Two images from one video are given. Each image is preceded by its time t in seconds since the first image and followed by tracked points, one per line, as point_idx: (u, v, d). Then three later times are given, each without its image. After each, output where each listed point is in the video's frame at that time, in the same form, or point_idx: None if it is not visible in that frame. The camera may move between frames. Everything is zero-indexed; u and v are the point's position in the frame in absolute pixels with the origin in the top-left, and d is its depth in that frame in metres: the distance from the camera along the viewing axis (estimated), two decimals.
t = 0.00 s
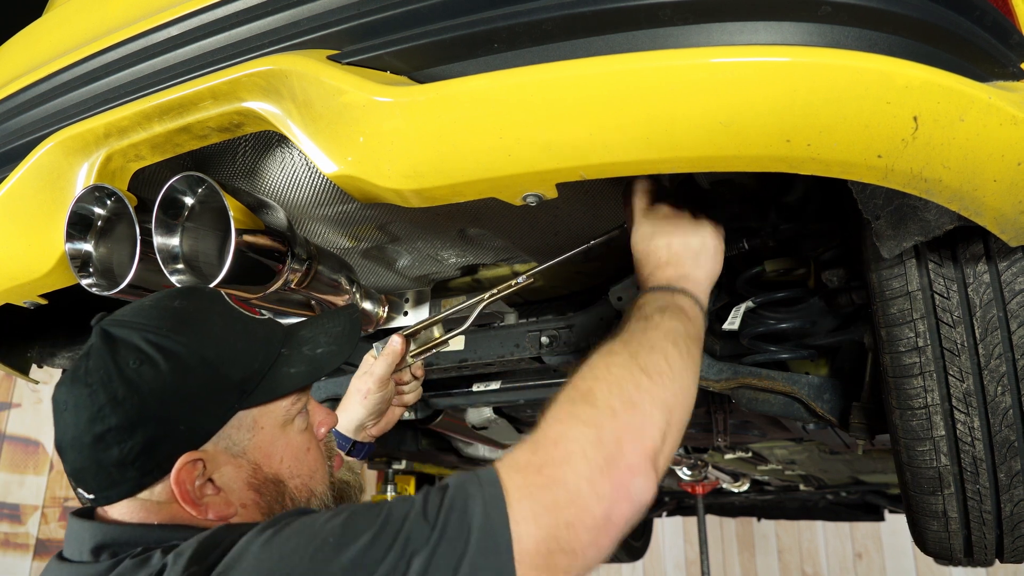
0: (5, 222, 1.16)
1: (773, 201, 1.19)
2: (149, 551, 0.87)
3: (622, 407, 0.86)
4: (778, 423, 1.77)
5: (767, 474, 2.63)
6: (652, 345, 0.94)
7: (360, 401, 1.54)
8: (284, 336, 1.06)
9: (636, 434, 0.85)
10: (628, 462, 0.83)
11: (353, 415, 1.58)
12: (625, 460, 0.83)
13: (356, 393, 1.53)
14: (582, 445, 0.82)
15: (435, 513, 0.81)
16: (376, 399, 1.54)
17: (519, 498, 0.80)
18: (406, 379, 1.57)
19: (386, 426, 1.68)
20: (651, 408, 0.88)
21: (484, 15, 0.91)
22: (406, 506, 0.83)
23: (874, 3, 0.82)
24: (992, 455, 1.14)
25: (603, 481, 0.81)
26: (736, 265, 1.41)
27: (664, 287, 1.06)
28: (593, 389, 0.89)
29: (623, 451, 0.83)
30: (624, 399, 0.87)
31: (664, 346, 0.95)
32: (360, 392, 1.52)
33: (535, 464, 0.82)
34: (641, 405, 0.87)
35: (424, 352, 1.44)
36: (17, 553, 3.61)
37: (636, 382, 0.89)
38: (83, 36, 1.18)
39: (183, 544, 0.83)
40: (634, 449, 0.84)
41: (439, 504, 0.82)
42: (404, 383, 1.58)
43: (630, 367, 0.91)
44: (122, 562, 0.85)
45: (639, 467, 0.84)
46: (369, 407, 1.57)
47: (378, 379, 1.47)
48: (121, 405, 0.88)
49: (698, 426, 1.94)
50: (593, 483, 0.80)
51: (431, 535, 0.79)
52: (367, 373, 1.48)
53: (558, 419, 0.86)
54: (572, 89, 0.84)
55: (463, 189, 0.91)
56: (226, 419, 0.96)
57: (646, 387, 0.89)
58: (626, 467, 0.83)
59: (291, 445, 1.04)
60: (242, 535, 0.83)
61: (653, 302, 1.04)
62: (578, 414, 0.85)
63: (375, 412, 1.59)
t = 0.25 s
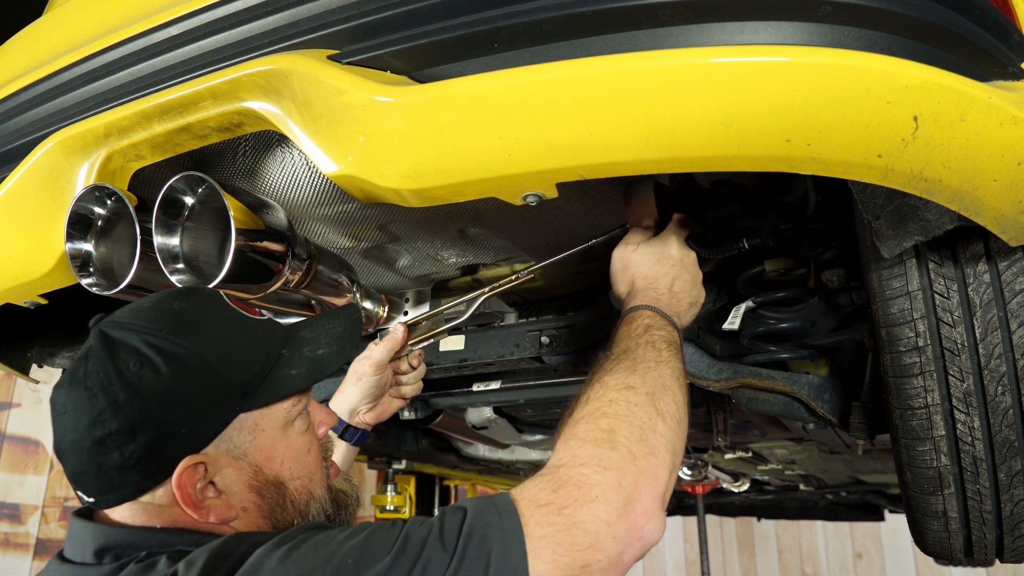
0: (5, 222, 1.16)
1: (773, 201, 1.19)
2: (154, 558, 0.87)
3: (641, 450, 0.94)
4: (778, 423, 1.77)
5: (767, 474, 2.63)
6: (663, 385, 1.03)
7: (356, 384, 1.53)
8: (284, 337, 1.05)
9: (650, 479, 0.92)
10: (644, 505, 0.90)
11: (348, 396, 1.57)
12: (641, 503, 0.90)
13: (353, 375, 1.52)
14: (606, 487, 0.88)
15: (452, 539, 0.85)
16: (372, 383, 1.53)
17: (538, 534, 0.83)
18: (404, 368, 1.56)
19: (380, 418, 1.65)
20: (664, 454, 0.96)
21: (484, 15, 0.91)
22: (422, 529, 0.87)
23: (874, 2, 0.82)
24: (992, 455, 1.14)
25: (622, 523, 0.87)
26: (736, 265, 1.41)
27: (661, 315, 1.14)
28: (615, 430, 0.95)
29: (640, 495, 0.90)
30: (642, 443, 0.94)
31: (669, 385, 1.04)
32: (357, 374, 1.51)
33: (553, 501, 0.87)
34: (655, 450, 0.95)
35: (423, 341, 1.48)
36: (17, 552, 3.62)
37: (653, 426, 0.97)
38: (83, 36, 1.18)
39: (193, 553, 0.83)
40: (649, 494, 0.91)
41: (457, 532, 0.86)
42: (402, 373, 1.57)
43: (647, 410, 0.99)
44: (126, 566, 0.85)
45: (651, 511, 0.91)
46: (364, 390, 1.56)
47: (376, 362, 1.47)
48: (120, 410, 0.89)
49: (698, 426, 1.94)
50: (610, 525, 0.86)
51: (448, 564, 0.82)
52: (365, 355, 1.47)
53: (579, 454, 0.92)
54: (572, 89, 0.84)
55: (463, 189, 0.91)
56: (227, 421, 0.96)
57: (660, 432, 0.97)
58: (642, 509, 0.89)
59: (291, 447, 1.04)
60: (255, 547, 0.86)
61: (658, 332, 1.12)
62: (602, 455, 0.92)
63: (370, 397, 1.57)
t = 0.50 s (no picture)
0: (5, 222, 1.16)
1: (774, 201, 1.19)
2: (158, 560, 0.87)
3: (638, 453, 0.96)
4: (778, 423, 1.77)
5: (767, 475, 2.63)
6: (653, 387, 1.05)
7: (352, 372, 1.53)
8: (284, 340, 1.06)
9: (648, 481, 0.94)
10: (644, 509, 0.92)
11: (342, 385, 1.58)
12: (641, 505, 0.92)
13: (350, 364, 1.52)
14: (610, 491, 0.89)
15: (460, 541, 0.85)
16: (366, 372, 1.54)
17: (544, 538, 0.84)
18: (399, 359, 1.55)
19: (374, 408, 1.65)
20: (658, 455, 0.98)
21: (484, 15, 0.91)
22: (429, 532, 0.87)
23: (874, 3, 0.82)
24: (992, 455, 1.14)
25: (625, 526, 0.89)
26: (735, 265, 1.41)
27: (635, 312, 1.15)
28: (613, 432, 0.97)
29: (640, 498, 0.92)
30: (639, 445, 0.96)
31: (657, 387, 1.06)
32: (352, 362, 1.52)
33: (559, 505, 0.88)
34: (651, 452, 0.97)
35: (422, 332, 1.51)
36: (17, 552, 3.62)
37: (647, 428, 0.99)
38: (83, 36, 1.18)
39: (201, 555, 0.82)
40: (648, 496, 0.93)
41: (464, 533, 0.86)
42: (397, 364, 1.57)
43: (641, 412, 1.00)
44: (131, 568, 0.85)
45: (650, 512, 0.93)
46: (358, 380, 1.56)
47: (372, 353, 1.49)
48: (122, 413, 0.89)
49: (698, 426, 1.94)
50: (615, 528, 0.88)
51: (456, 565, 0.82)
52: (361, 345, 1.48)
53: (581, 459, 0.94)
54: (572, 89, 0.84)
55: (463, 189, 0.91)
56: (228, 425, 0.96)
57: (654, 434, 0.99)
58: (643, 513, 0.92)
59: (291, 448, 1.04)
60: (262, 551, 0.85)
61: (639, 331, 1.12)
62: (603, 459, 0.93)
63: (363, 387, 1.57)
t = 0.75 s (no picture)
0: (5, 222, 1.16)
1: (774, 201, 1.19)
2: (152, 568, 0.90)
3: (632, 470, 1.00)
4: (778, 423, 1.77)
5: (767, 474, 2.63)
6: (647, 404, 1.09)
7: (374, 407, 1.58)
8: (275, 347, 1.11)
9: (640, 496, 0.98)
10: (636, 525, 0.97)
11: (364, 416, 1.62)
12: (633, 521, 0.97)
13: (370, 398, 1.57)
14: (604, 509, 0.94)
15: (455, 554, 0.89)
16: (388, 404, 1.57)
17: (540, 556, 0.89)
18: (421, 388, 1.56)
19: (398, 438, 1.67)
20: (651, 471, 1.02)
21: (484, 15, 0.91)
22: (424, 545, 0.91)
23: (874, 3, 0.82)
24: (992, 455, 1.14)
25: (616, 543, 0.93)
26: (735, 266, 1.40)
27: (633, 324, 1.18)
28: (608, 449, 1.01)
29: (633, 515, 0.97)
30: (632, 462, 1.01)
31: (651, 403, 1.10)
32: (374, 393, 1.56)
33: (554, 522, 0.92)
34: (644, 468, 1.01)
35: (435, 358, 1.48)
36: (17, 553, 3.62)
37: (640, 444, 1.03)
38: (84, 36, 1.18)
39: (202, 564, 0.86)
40: (640, 512, 0.98)
41: (459, 547, 0.90)
42: (419, 392, 1.58)
43: (634, 428, 1.04)
44: None
45: (642, 528, 0.98)
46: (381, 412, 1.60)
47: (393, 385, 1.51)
48: (111, 426, 0.92)
49: (698, 426, 1.94)
50: (609, 546, 0.92)
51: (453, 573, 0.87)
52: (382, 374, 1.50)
53: (574, 476, 0.98)
54: (572, 89, 0.84)
55: (463, 189, 0.91)
56: (219, 434, 1.00)
57: (647, 450, 1.03)
58: (634, 529, 0.97)
59: (283, 456, 1.09)
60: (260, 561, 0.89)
61: (634, 343, 1.15)
62: (597, 476, 0.97)
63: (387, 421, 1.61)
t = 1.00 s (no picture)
0: (5, 222, 1.16)
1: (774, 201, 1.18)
2: (157, 564, 0.90)
3: (629, 479, 1.00)
4: (778, 423, 1.77)
5: (767, 475, 2.63)
6: (642, 412, 1.09)
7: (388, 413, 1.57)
8: (273, 349, 1.12)
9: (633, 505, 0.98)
10: (629, 534, 0.97)
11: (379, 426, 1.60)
12: (628, 529, 0.97)
13: (384, 405, 1.55)
14: (601, 519, 0.94)
15: (452, 556, 0.90)
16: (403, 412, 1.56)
17: (536, 564, 0.89)
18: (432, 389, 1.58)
19: (412, 442, 1.67)
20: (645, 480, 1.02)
21: (484, 15, 0.91)
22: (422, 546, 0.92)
23: (874, 3, 0.82)
24: (992, 455, 1.14)
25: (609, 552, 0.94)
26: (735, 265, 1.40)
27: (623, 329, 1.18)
28: (607, 457, 1.00)
29: (626, 525, 0.97)
30: (630, 471, 1.01)
31: (645, 412, 1.10)
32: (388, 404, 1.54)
33: (552, 530, 0.92)
34: (639, 477, 1.01)
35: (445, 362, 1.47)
36: (17, 552, 3.62)
37: (636, 453, 1.03)
38: (83, 36, 1.18)
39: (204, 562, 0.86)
40: (635, 520, 0.98)
41: (457, 549, 0.91)
42: (430, 392, 1.60)
43: (631, 437, 1.04)
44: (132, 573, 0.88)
45: (635, 537, 0.99)
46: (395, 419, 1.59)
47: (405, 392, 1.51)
48: (112, 426, 0.91)
49: (698, 426, 1.94)
50: (603, 555, 0.93)
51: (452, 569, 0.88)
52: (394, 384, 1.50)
53: (573, 484, 0.97)
54: (572, 89, 0.84)
55: (463, 189, 0.91)
56: (220, 434, 1.01)
57: (641, 459, 1.03)
58: (628, 538, 0.97)
59: (282, 457, 1.09)
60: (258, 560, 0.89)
61: (629, 351, 1.15)
62: (597, 484, 0.97)
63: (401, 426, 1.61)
